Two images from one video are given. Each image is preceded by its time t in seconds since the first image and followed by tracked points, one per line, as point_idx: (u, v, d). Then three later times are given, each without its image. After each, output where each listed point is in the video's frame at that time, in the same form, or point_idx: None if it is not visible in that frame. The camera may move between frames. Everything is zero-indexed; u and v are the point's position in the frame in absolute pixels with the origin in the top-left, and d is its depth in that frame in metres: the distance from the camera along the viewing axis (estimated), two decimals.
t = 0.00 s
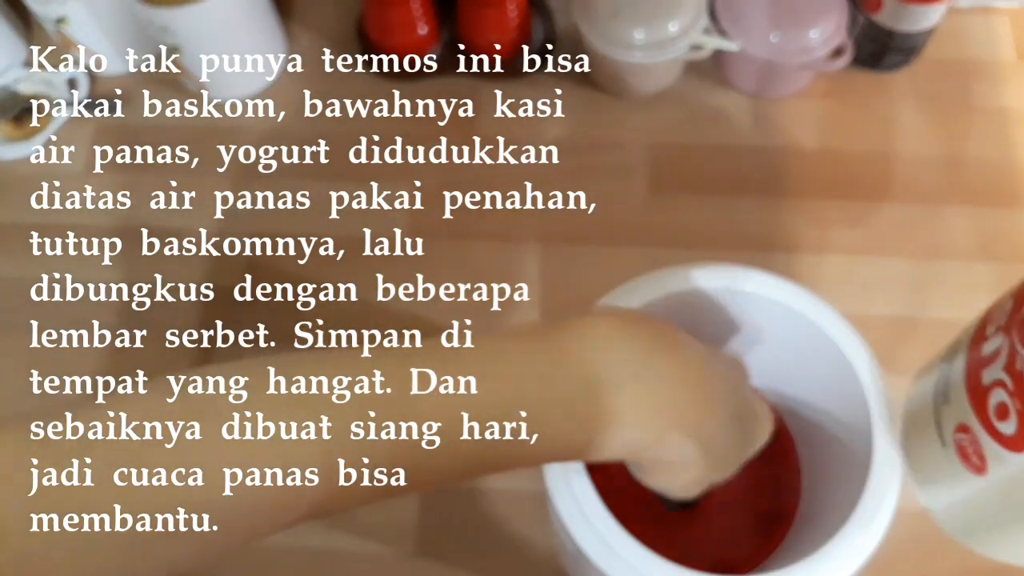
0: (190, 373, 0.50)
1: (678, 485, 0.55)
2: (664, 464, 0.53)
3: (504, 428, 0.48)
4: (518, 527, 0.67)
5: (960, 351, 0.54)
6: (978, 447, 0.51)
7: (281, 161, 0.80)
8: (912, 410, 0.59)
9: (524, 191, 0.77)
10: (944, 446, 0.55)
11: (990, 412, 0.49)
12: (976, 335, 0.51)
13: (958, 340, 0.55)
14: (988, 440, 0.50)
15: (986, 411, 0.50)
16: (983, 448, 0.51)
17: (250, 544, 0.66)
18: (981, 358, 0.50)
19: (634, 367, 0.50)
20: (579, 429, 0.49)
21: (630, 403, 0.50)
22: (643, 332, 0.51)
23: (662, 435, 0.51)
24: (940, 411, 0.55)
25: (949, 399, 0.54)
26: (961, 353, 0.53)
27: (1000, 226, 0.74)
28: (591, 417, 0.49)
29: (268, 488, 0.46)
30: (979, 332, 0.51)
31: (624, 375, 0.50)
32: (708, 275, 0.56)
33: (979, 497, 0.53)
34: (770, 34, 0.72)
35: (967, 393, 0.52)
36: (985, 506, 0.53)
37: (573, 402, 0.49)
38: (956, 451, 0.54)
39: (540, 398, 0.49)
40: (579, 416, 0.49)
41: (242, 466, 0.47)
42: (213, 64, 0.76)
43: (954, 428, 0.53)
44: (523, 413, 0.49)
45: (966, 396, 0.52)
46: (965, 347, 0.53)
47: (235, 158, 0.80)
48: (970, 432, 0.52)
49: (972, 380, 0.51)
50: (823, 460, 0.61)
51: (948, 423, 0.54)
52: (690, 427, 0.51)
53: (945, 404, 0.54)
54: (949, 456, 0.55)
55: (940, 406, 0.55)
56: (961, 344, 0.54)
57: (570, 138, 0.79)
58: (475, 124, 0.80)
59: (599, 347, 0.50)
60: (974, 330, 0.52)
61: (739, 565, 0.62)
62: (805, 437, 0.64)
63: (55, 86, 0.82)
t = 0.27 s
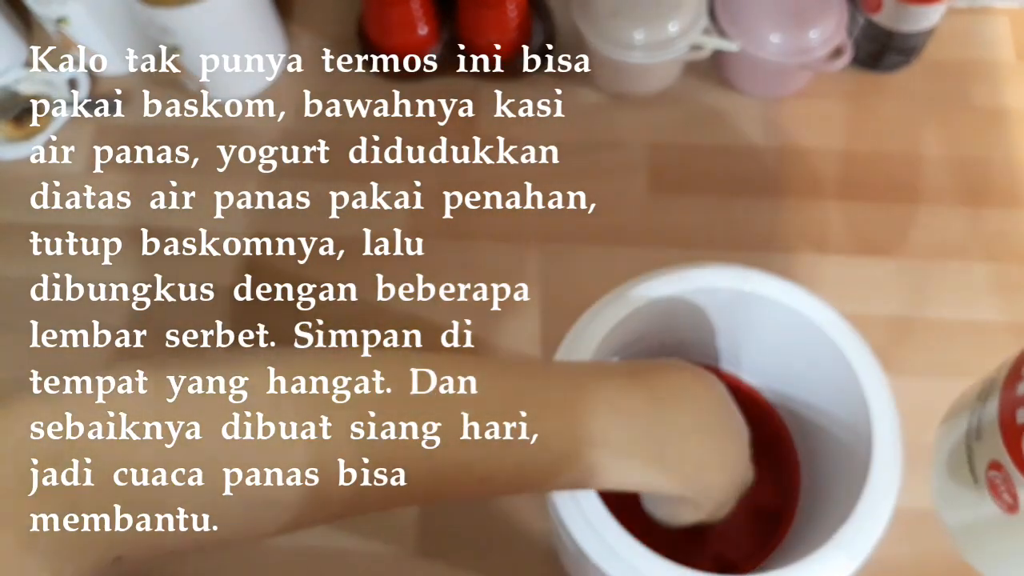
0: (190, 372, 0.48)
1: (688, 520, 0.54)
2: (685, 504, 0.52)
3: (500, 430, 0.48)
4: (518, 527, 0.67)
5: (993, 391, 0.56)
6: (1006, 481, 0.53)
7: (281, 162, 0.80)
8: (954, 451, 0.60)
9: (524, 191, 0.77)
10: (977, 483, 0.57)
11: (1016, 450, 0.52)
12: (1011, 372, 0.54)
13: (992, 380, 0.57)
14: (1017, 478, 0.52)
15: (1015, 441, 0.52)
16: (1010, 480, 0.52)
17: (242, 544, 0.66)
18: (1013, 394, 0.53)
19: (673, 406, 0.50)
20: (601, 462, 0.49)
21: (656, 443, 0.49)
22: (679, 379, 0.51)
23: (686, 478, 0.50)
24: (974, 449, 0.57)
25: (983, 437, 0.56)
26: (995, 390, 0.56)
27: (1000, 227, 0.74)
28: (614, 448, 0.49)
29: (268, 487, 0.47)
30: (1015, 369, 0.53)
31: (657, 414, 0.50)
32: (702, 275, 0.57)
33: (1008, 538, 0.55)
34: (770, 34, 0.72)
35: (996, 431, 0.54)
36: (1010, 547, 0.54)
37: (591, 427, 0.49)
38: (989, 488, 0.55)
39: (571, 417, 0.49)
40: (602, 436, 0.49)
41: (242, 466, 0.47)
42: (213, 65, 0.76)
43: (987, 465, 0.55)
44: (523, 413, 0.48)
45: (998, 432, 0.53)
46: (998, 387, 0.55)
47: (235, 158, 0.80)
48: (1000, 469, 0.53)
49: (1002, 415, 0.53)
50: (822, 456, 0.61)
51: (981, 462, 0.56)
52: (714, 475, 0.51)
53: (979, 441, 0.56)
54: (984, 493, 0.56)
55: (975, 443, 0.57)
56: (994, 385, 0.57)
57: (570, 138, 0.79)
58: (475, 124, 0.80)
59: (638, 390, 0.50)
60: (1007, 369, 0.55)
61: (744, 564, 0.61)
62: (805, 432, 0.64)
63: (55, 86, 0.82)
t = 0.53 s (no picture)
0: (189, 371, 0.48)
1: (695, 517, 0.57)
2: (695, 502, 0.55)
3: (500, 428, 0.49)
4: (517, 525, 0.67)
5: (998, 413, 0.56)
6: (1010, 505, 0.53)
7: (281, 162, 0.80)
8: (960, 470, 0.61)
9: (523, 192, 0.78)
10: (981, 504, 0.57)
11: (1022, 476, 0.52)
12: (1016, 394, 0.55)
13: (997, 401, 0.58)
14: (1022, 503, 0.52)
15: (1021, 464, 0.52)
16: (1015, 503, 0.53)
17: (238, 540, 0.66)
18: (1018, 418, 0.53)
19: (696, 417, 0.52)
20: (621, 468, 0.51)
21: (680, 451, 0.51)
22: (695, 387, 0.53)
23: (701, 483, 0.52)
24: (977, 471, 0.57)
25: (987, 459, 0.56)
26: (999, 412, 0.56)
27: (996, 227, 0.74)
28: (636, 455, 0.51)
29: (268, 487, 0.47)
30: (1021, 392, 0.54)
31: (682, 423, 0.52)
32: (675, 280, 0.57)
33: (1013, 561, 0.55)
34: (768, 37, 0.72)
35: (1000, 453, 0.55)
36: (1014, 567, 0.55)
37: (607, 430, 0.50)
38: (993, 510, 0.56)
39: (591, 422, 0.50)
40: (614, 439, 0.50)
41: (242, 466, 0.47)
42: (213, 66, 0.77)
43: (991, 489, 0.55)
44: (523, 413, 0.49)
45: (1001, 456, 0.54)
46: (1003, 408, 0.56)
47: (235, 159, 0.81)
48: (1004, 492, 0.54)
49: (1006, 438, 0.54)
50: (819, 451, 0.62)
51: (985, 484, 0.56)
52: (727, 478, 0.53)
53: (982, 464, 0.57)
54: (988, 515, 0.57)
55: (979, 465, 0.57)
56: (999, 406, 0.57)
57: (569, 139, 0.79)
58: (475, 124, 0.80)
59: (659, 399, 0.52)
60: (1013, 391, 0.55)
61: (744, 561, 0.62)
62: (801, 429, 0.65)
63: (60, 87, 0.82)
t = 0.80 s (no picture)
0: (189, 371, 0.49)
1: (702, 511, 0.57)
2: (703, 497, 0.55)
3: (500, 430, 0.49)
4: (516, 523, 0.68)
5: (985, 431, 0.55)
6: (994, 527, 0.51)
7: (282, 163, 0.81)
8: (945, 492, 0.59)
9: (522, 192, 0.78)
10: (966, 528, 0.55)
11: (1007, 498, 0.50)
12: (1004, 412, 0.53)
13: (985, 419, 0.56)
14: (1007, 526, 0.50)
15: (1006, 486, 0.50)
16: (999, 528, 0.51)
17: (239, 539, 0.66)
18: (1004, 438, 0.52)
19: (709, 414, 0.52)
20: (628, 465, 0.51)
21: (691, 446, 0.51)
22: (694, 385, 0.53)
23: (709, 478, 0.53)
24: (964, 493, 0.55)
25: (973, 479, 0.54)
26: (987, 430, 0.54)
27: (991, 227, 0.75)
28: (646, 451, 0.51)
29: (268, 487, 0.48)
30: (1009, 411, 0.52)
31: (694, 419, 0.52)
32: (664, 284, 0.57)
33: None
34: (766, 39, 0.72)
35: (986, 473, 0.53)
36: None
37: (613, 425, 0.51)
38: (977, 534, 0.54)
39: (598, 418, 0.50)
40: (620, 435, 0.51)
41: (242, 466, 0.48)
42: (215, 68, 0.77)
43: (976, 511, 0.53)
44: (523, 413, 0.50)
45: (989, 477, 0.52)
46: (992, 425, 0.54)
47: (236, 159, 0.81)
48: (989, 515, 0.52)
49: (993, 456, 0.52)
50: (816, 448, 0.63)
51: (970, 506, 0.54)
52: (737, 471, 0.53)
53: (968, 486, 0.55)
54: (971, 539, 0.55)
55: (965, 486, 0.55)
56: (987, 425, 0.56)
57: (568, 140, 0.80)
58: (474, 125, 0.81)
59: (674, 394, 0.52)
60: (1001, 409, 0.54)
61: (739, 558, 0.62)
62: (798, 427, 0.65)
63: (63, 89, 0.83)
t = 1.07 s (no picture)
0: (189, 371, 0.49)
1: (702, 509, 0.58)
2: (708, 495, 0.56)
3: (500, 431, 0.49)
4: (515, 522, 0.68)
5: (984, 440, 0.52)
6: (993, 539, 0.48)
7: (282, 163, 0.81)
8: (942, 504, 0.56)
9: (521, 192, 0.78)
10: (964, 543, 0.52)
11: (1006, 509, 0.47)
12: (1004, 420, 0.50)
13: (983, 429, 0.53)
14: (1003, 535, 0.47)
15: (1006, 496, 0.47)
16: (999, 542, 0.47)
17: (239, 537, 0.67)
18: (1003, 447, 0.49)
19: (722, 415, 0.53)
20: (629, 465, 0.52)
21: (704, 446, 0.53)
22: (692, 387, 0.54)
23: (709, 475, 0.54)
24: (962, 504, 0.52)
25: (973, 490, 0.51)
26: (986, 438, 0.52)
27: (989, 228, 0.75)
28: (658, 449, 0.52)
29: (268, 487, 0.48)
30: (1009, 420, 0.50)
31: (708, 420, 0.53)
32: (663, 285, 0.58)
33: None
34: (765, 41, 0.73)
35: (985, 482, 0.50)
36: None
37: (620, 424, 0.51)
38: (976, 549, 0.50)
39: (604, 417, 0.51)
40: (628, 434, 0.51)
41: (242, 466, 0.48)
42: (215, 69, 0.77)
43: (974, 524, 0.50)
44: (523, 413, 0.50)
45: (987, 486, 0.49)
46: (991, 432, 0.51)
47: (236, 159, 0.81)
48: (988, 527, 0.48)
49: (993, 465, 0.49)
50: (815, 448, 0.63)
51: (968, 518, 0.51)
52: (736, 468, 0.54)
53: (966, 497, 0.52)
54: (969, 555, 0.51)
55: (963, 497, 0.52)
56: (986, 434, 0.53)
57: (568, 140, 0.80)
58: (474, 126, 0.81)
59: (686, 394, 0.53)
60: (1000, 418, 0.51)
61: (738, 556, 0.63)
62: (799, 428, 0.66)
63: (65, 90, 0.83)
